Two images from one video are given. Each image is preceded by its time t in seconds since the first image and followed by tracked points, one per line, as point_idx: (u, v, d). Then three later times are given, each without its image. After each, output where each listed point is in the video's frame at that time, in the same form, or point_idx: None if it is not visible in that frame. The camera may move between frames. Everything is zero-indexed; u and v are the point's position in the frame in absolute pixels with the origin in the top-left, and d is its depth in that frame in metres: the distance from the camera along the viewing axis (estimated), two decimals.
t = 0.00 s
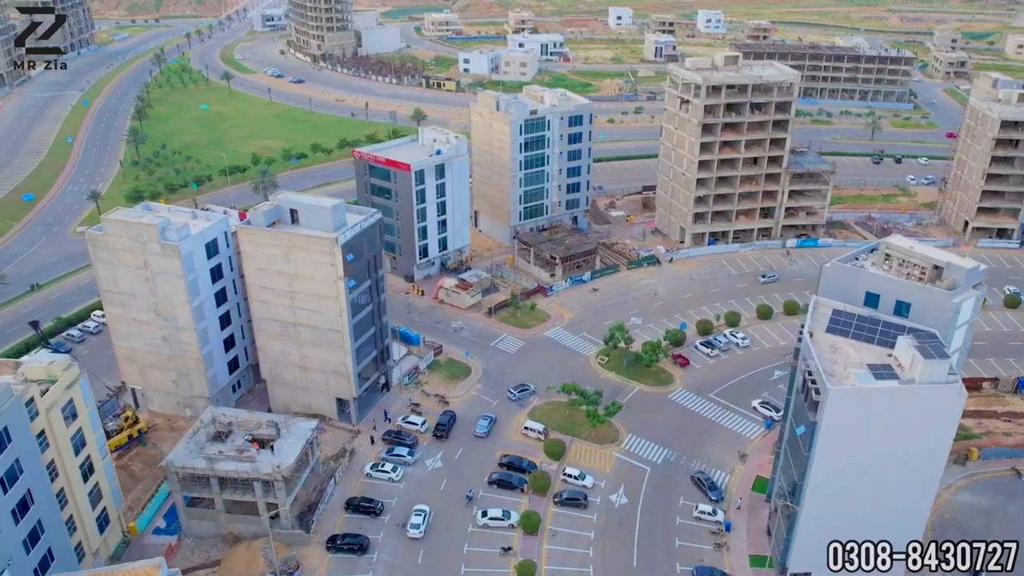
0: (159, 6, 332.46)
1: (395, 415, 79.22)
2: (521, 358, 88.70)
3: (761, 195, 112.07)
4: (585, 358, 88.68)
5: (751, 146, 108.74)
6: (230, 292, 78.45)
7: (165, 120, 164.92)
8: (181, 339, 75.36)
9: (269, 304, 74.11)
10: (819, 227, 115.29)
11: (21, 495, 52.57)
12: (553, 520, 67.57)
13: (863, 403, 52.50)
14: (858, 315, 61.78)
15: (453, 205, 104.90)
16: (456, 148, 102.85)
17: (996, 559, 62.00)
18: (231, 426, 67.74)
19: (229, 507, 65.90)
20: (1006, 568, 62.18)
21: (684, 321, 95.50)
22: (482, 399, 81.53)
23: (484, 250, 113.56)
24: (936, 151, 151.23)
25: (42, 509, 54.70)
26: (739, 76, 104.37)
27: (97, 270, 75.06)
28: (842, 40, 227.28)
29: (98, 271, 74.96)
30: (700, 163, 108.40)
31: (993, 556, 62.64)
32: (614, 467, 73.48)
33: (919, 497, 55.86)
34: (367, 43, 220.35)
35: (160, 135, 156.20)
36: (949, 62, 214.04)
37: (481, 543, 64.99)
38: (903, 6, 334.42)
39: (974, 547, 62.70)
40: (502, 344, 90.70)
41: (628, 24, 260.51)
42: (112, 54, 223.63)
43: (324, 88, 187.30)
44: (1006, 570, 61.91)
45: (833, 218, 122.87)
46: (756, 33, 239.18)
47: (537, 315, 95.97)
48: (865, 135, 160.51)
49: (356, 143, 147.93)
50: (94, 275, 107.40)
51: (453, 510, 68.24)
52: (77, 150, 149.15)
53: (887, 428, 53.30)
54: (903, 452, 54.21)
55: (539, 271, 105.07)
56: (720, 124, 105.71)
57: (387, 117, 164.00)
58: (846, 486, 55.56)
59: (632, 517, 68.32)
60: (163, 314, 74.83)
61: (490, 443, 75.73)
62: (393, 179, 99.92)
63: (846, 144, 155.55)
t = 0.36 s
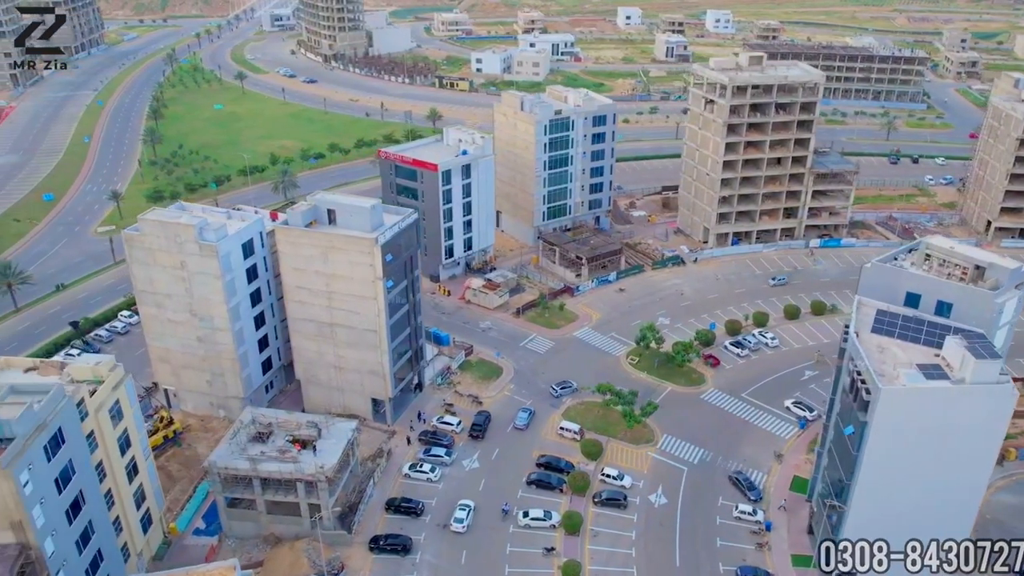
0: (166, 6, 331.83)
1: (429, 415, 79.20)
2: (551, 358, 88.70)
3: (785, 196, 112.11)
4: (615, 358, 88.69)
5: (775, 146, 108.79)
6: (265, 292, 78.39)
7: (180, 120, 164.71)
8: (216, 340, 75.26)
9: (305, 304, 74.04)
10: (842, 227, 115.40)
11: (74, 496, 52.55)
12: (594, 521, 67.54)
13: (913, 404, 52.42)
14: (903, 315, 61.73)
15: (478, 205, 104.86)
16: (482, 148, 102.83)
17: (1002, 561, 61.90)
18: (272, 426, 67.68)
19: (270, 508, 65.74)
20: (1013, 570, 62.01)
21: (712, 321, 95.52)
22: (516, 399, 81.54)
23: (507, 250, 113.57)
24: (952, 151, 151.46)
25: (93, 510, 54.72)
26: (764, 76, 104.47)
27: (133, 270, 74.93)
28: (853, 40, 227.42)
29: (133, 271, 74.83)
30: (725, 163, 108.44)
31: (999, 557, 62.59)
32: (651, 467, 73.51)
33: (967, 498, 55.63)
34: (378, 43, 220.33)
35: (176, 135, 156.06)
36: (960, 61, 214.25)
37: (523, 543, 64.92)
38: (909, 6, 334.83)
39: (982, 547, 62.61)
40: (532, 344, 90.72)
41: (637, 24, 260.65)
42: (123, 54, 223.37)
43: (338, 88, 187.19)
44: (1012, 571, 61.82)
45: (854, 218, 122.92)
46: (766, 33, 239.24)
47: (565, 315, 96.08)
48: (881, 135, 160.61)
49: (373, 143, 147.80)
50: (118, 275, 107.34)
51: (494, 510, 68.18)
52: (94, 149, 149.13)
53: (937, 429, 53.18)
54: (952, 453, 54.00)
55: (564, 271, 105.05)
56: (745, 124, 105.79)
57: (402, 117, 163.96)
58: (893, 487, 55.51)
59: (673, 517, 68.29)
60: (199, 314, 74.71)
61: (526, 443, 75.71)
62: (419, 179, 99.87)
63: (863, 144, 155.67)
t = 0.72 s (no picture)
0: (171, 6, 331.12)
1: (464, 416, 79.13)
2: (582, 358, 88.64)
3: (809, 196, 112.20)
4: (646, 358, 88.70)
5: (800, 146, 108.86)
6: (299, 292, 78.29)
7: (195, 120, 164.42)
8: (252, 340, 75.09)
9: (342, 304, 73.99)
10: (865, 227, 115.50)
11: (126, 497, 52.58)
12: (635, 521, 67.51)
13: (968, 402, 52.33)
14: (947, 314, 61.81)
15: (504, 205, 104.78)
16: (508, 148, 102.76)
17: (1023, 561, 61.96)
18: (312, 427, 67.61)
19: (311, 509, 65.64)
20: None
21: (740, 321, 95.48)
22: (549, 399, 81.53)
23: (530, 250, 113.55)
24: (969, 151, 151.64)
25: (143, 510, 54.73)
26: (790, 76, 104.53)
27: (169, 270, 74.72)
28: (863, 40, 227.54)
29: (168, 271, 74.58)
30: (749, 163, 108.51)
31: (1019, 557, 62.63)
32: (688, 467, 73.57)
33: (1016, 496, 55.71)
34: (389, 43, 220.19)
35: (192, 135, 155.76)
36: (971, 61, 214.44)
37: (566, 544, 64.90)
38: (915, 6, 335.22)
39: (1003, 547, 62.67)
40: (561, 344, 90.70)
41: (646, 24, 260.69)
42: (134, 54, 222.96)
43: (351, 88, 187.03)
44: None
45: (875, 218, 123.01)
46: (776, 33, 239.24)
47: (593, 315, 96.17)
48: (897, 135, 160.73)
49: (390, 143, 147.71)
50: (142, 275, 107.12)
51: (534, 511, 68.13)
52: (111, 149, 149.00)
53: (991, 427, 53.18)
54: (1004, 451, 54.07)
55: (590, 271, 105.02)
56: (770, 124, 105.87)
57: (418, 117, 163.87)
58: (943, 485, 55.42)
59: (713, 517, 68.33)
60: (235, 314, 74.48)
61: (562, 444, 75.69)
62: (446, 179, 99.77)
63: (880, 144, 155.85)
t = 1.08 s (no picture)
0: (178, 6, 330.91)
1: (498, 416, 79.14)
2: (613, 358, 88.67)
3: (832, 196, 112.31)
4: (676, 358, 88.74)
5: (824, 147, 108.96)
6: (334, 293, 78.25)
7: (210, 120, 164.26)
8: (288, 340, 74.98)
9: (378, 304, 73.97)
10: (887, 227, 115.62)
11: (178, 498, 52.49)
12: (675, 522, 67.53)
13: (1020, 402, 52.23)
14: (991, 315, 61.86)
15: (529, 205, 104.76)
16: (533, 149, 102.77)
17: None
18: (352, 427, 67.55)
19: (353, 510, 65.60)
20: None
21: (768, 322, 95.57)
22: (583, 400, 81.57)
23: (553, 251, 113.57)
24: (986, 151, 151.78)
25: (193, 511, 54.70)
26: (815, 77, 104.56)
27: (204, 271, 74.63)
28: (874, 40, 227.67)
29: (204, 271, 74.47)
30: (774, 164, 108.59)
31: None
32: (725, 467, 73.64)
33: None
34: (400, 43, 220.02)
35: (208, 135, 155.61)
36: (982, 60, 214.58)
37: (608, 544, 64.89)
38: (921, 6, 335.43)
39: None
40: (591, 344, 90.71)
41: (655, 24, 260.85)
42: (144, 54, 222.78)
43: (364, 88, 186.94)
44: None
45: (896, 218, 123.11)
46: (786, 33, 239.33)
47: (621, 315, 96.29)
48: (913, 135, 160.87)
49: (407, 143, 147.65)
50: (167, 275, 107.02)
51: (573, 511, 68.11)
52: (128, 149, 148.89)
53: None
54: None
55: (615, 271, 105.03)
56: (795, 124, 105.90)
57: (433, 117, 163.84)
58: (991, 486, 55.30)
59: (752, 517, 68.36)
60: (271, 315, 74.42)
61: (598, 444, 75.73)
62: (473, 179, 99.73)
63: (896, 144, 155.98)
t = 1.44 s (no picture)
0: (184, 6, 330.74)
1: (532, 417, 79.17)
2: (643, 359, 88.69)
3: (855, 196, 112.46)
4: (706, 359, 88.78)
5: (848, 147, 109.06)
6: (368, 294, 78.18)
7: (225, 120, 164.15)
8: (323, 341, 74.92)
9: (414, 305, 73.90)
10: (910, 227, 115.77)
11: (229, 500, 52.46)
12: (715, 523, 67.54)
13: None
14: None
15: (554, 206, 104.69)
16: (559, 149, 102.70)
17: None
18: (392, 428, 67.54)
19: (394, 511, 65.61)
20: None
21: (795, 322, 95.63)
22: (615, 400, 81.61)
23: (576, 251, 113.58)
24: (1002, 151, 151.99)
25: (242, 513, 54.68)
26: (840, 77, 104.58)
27: (240, 272, 74.51)
28: (884, 40, 227.78)
29: (240, 272, 74.38)
30: (798, 164, 108.70)
31: None
32: (761, 467, 73.73)
33: None
34: (411, 43, 219.81)
35: (224, 135, 155.51)
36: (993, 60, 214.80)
37: (649, 545, 64.91)
38: (928, 6, 335.93)
39: None
40: (620, 345, 90.75)
41: (664, 24, 260.98)
42: (155, 53, 222.60)
43: (378, 88, 186.91)
44: None
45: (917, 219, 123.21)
46: (796, 33, 239.41)
47: (649, 316, 96.35)
48: (928, 135, 161.01)
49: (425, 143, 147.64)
50: (191, 275, 106.90)
51: (612, 511, 68.12)
52: (144, 149, 148.70)
53: None
54: None
55: (640, 271, 105.09)
56: (820, 125, 105.96)
57: (449, 117, 163.82)
58: None
59: (790, 517, 68.44)
60: (306, 315, 74.34)
61: (633, 445, 75.75)
62: (499, 180, 99.66)
63: (912, 144, 156.12)
